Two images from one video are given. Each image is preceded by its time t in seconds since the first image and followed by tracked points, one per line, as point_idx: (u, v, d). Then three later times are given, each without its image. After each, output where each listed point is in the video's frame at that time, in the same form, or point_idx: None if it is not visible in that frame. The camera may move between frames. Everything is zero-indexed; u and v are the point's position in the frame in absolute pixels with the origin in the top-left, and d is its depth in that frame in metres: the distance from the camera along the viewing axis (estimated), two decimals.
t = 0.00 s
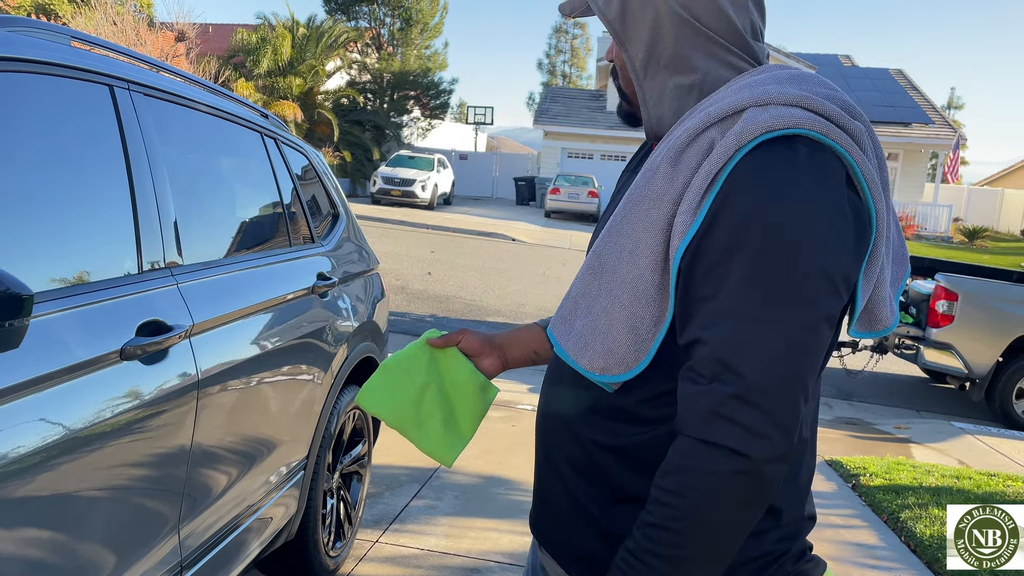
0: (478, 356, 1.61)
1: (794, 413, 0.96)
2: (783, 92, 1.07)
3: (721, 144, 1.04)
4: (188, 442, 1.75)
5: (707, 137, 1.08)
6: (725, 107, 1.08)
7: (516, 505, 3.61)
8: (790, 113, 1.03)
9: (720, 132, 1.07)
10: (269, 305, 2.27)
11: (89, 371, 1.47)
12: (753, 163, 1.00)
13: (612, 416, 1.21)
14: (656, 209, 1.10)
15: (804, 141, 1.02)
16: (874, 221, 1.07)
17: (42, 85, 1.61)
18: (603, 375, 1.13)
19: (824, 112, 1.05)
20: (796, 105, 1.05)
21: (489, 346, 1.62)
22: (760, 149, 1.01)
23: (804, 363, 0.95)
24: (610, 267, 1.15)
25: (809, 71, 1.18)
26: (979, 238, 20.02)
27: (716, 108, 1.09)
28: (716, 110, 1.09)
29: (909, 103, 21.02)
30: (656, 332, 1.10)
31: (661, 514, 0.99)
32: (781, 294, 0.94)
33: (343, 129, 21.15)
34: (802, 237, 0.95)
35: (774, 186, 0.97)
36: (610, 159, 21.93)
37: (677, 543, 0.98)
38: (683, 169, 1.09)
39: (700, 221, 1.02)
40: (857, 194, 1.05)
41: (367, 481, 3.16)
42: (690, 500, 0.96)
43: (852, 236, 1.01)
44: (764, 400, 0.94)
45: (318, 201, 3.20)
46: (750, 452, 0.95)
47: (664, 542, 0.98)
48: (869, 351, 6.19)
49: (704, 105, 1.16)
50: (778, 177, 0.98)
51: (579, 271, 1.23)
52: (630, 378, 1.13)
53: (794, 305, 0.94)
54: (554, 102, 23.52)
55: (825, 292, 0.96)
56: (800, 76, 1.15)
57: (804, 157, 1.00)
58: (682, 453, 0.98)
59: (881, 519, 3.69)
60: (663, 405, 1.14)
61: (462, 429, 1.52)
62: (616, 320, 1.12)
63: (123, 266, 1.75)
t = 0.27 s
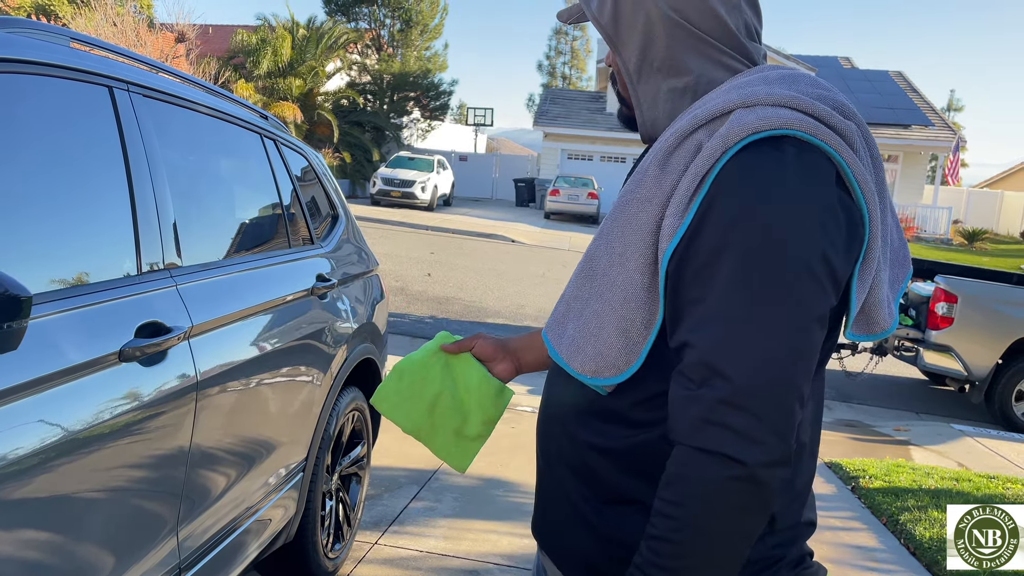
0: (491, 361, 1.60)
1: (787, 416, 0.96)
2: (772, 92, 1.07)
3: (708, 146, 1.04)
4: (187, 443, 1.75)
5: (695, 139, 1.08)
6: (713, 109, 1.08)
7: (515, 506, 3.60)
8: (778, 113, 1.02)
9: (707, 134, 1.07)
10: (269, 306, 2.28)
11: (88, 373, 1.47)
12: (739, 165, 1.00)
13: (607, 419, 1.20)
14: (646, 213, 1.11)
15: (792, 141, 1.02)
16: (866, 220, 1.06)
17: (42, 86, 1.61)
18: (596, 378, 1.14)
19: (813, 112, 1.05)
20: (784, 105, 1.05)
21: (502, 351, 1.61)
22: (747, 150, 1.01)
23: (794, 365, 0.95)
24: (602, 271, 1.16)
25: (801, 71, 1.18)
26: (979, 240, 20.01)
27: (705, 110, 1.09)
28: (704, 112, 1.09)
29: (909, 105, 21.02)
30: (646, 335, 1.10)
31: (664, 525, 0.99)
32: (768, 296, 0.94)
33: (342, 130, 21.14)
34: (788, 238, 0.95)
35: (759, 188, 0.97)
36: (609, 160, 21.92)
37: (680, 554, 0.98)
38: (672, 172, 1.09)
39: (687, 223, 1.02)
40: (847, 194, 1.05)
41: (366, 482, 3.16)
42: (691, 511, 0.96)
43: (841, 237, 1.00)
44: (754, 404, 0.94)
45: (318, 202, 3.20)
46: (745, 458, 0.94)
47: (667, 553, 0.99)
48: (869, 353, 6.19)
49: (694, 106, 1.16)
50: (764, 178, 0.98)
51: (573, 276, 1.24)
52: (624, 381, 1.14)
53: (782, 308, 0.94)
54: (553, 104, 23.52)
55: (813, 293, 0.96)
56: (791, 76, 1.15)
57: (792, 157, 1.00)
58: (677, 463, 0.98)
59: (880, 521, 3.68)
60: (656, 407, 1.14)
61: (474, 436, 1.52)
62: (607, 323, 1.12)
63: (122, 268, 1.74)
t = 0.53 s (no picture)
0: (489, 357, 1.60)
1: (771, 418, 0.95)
2: (770, 95, 1.07)
3: (704, 147, 1.04)
4: (184, 445, 1.75)
5: (692, 140, 1.08)
6: (709, 110, 1.08)
7: (514, 508, 3.60)
8: (775, 116, 1.02)
9: (704, 135, 1.07)
10: (268, 307, 2.28)
11: (86, 373, 1.46)
12: (734, 167, 1.00)
13: (604, 420, 1.20)
14: (642, 213, 1.11)
15: (789, 143, 1.01)
16: (862, 223, 1.06)
17: (40, 87, 1.61)
18: (590, 378, 1.14)
19: (811, 115, 1.04)
20: (782, 107, 1.05)
21: (500, 348, 1.61)
22: (742, 152, 1.01)
23: (782, 367, 0.94)
24: (598, 270, 1.16)
25: (802, 73, 1.18)
26: (978, 242, 20.02)
27: (701, 111, 1.09)
28: (701, 113, 1.09)
29: (909, 107, 21.03)
30: (641, 336, 1.10)
31: (638, 518, 0.99)
32: (759, 298, 0.94)
33: (342, 131, 21.14)
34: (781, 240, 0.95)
35: (752, 189, 0.97)
36: (609, 162, 21.93)
37: (652, 547, 0.98)
38: (669, 174, 1.09)
39: (681, 224, 1.02)
40: (843, 197, 1.04)
41: (364, 483, 3.16)
42: (666, 507, 0.96)
43: (836, 241, 1.00)
44: (739, 404, 0.94)
45: (317, 204, 3.20)
46: (725, 457, 0.94)
47: (639, 545, 0.99)
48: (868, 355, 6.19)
49: (692, 108, 1.16)
50: (758, 180, 0.97)
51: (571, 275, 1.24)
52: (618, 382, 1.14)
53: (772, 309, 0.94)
54: (553, 105, 23.53)
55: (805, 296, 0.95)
56: (789, 79, 1.14)
57: (788, 159, 1.00)
58: (658, 457, 0.98)
59: (879, 523, 3.68)
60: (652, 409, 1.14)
61: (469, 432, 1.51)
62: (602, 323, 1.12)
63: (120, 268, 1.74)
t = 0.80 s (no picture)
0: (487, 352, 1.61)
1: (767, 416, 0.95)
2: (769, 96, 1.07)
3: (702, 148, 1.04)
4: (184, 446, 1.75)
5: (690, 141, 1.08)
6: (708, 111, 1.08)
7: (513, 509, 3.60)
8: (773, 116, 1.02)
9: (702, 136, 1.07)
10: (269, 308, 2.28)
11: (86, 374, 1.46)
12: (732, 167, 1.00)
13: (604, 421, 1.20)
14: (641, 214, 1.11)
15: (787, 144, 1.01)
16: (860, 224, 1.06)
17: (40, 87, 1.61)
18: (589, 379, 1.14)
19: (809, 116, 1.05)
20: (780, 108, 1.05)
21: (500, 345, 1.62)
22: (740, 153, 1.01)
23: (778, 368, 0.94)
24: (597, 271, 1.16)
25: (800, 74, 1.18)
26: (978, 244, 20.03)
27: (700, 112, 1.09)
28: (699, 114, 1.09)
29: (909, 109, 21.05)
30: (640, 337, 1.10)
31: (634, 516, 0.99)
32: (756, 297, 0.94)
33: (342, 132, 21.15)
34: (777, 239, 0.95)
35: (750, 189, 0.97)
36: (609, 163, 21.94)
37: (648, 545, 0.98)
38: (667, 175, 1.10)
39: (679, 224, 1.02)
40: (841, 197, 1.04)
41: (364, 484, 3.16)
42: (661, 505, 0.96)
43: (833, 242, 1.00)
44: (735, 404, 0.94)
45: (317, 204, 3.20)
46: (721, 456, 0.94)
47: (635, 543, 0.99)
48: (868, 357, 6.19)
49: (691, 109, 1.16)
50: (756, 180, 0.98)
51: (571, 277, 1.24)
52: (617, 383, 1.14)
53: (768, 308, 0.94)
54: (553, 106, 23.55)
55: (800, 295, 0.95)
56: (788, 80, 1.14)
57: (785, 160, 1.00)
58: (655, 455, 0.98)
59: (879, 525, 3.68)
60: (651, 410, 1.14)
61: (460, 427, 1.54)
62: (601, 324, 1.12)
63: (120, 269, 1.74)
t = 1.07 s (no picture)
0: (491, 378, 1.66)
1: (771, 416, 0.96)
2: (770, 100, 1.08)
3: (706, 152, 1.04)
4: (184, 447, 1.75)
5: (693, 145, 1.09)
6: (711, 115, 1.09)
7: (513, 510, 3.60)
8: (775, 120, 1.03)
9: (705, 140, 1.08)
10: (269, 309, 2.28)
11: (87, 375, 1.47)
12: (736, 171, 1.00)
13: (604, 422, 1.20)
14: (644, 217, 1.11)
15: (789, 147, 1.02)
16: (860, 226, 1.06)
17: (42, 89, 1.61)
18: (593, 381, 1.14)
19: (811, 119, 1.05)
20: (782, 112, 1.05)
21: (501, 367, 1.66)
22: (744, 156, 1.01)
23: (781, 369, 0.95)
24: (600, 273, 1.16)
25: (799, 76, 1.19)
26: (978, 245, 20.03)
27: (703, 116, 1.10)
28: (702, 118, 1.10)
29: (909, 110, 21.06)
30: (644, 339, 1.11)
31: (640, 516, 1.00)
32: (762, 299, 0.94)
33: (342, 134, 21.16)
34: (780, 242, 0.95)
35: (754, 192, 0.97)
36: (609, 165, 21.95)
37: (653, 545, 0.99)
38: (670, 178, 1.10)
39: (683, 227, 1.03)
40: (842, 199, 1.05)
41: (364, 485, 3.16)
42: (667, 506, 0.97)
43: (835, 244, 1.01)
44: (742, 404, 0.94)
45: (318, 206, 3.20)
46: (727, 456, 0.95)
47: (641, 545, 1.00)
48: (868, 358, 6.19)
49: (693, 112, 1.16)
50: (760, 184, 0.98)
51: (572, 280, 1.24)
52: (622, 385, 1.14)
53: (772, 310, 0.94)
54: (553, 108, 23.57)
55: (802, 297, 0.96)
56: (788, 83, 1.15)
57: (788, 164, 1.00)
58: (659, 456, 0.99)
59: (879, 527, 3.68)
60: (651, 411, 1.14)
61: (474, 458, 1.59)
62: (606, 327, 1.13)
63: (121, 270, 1.74)
